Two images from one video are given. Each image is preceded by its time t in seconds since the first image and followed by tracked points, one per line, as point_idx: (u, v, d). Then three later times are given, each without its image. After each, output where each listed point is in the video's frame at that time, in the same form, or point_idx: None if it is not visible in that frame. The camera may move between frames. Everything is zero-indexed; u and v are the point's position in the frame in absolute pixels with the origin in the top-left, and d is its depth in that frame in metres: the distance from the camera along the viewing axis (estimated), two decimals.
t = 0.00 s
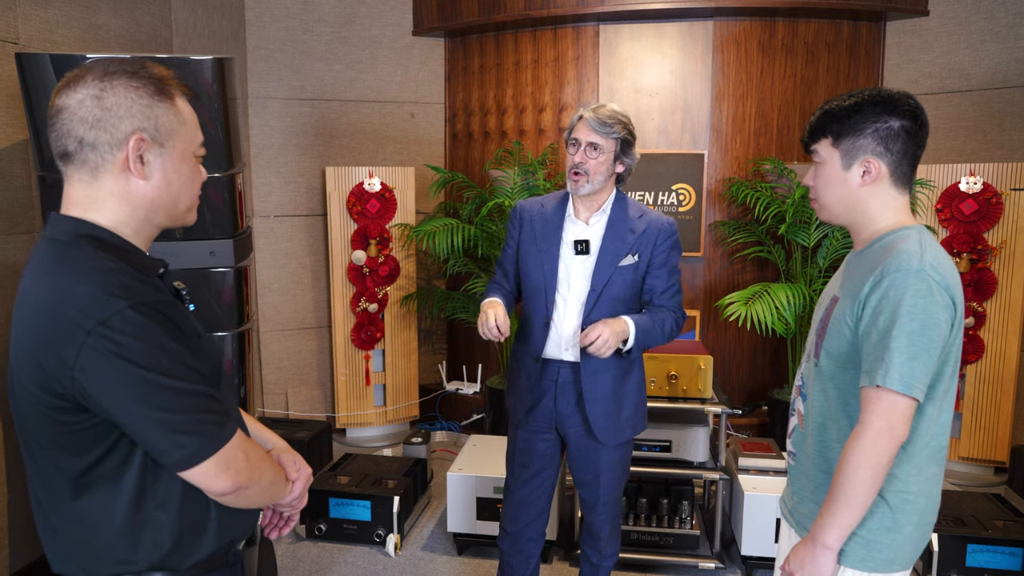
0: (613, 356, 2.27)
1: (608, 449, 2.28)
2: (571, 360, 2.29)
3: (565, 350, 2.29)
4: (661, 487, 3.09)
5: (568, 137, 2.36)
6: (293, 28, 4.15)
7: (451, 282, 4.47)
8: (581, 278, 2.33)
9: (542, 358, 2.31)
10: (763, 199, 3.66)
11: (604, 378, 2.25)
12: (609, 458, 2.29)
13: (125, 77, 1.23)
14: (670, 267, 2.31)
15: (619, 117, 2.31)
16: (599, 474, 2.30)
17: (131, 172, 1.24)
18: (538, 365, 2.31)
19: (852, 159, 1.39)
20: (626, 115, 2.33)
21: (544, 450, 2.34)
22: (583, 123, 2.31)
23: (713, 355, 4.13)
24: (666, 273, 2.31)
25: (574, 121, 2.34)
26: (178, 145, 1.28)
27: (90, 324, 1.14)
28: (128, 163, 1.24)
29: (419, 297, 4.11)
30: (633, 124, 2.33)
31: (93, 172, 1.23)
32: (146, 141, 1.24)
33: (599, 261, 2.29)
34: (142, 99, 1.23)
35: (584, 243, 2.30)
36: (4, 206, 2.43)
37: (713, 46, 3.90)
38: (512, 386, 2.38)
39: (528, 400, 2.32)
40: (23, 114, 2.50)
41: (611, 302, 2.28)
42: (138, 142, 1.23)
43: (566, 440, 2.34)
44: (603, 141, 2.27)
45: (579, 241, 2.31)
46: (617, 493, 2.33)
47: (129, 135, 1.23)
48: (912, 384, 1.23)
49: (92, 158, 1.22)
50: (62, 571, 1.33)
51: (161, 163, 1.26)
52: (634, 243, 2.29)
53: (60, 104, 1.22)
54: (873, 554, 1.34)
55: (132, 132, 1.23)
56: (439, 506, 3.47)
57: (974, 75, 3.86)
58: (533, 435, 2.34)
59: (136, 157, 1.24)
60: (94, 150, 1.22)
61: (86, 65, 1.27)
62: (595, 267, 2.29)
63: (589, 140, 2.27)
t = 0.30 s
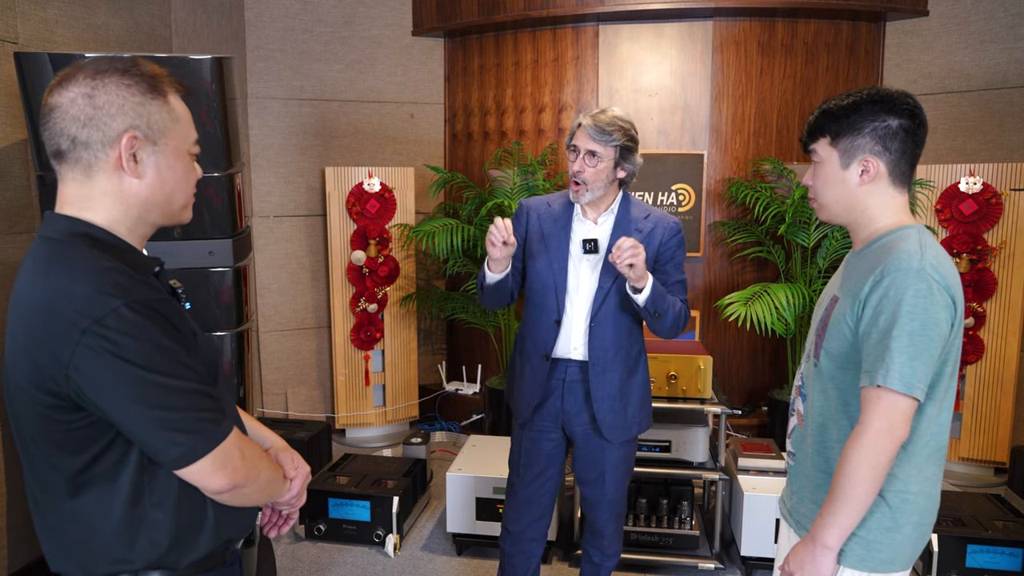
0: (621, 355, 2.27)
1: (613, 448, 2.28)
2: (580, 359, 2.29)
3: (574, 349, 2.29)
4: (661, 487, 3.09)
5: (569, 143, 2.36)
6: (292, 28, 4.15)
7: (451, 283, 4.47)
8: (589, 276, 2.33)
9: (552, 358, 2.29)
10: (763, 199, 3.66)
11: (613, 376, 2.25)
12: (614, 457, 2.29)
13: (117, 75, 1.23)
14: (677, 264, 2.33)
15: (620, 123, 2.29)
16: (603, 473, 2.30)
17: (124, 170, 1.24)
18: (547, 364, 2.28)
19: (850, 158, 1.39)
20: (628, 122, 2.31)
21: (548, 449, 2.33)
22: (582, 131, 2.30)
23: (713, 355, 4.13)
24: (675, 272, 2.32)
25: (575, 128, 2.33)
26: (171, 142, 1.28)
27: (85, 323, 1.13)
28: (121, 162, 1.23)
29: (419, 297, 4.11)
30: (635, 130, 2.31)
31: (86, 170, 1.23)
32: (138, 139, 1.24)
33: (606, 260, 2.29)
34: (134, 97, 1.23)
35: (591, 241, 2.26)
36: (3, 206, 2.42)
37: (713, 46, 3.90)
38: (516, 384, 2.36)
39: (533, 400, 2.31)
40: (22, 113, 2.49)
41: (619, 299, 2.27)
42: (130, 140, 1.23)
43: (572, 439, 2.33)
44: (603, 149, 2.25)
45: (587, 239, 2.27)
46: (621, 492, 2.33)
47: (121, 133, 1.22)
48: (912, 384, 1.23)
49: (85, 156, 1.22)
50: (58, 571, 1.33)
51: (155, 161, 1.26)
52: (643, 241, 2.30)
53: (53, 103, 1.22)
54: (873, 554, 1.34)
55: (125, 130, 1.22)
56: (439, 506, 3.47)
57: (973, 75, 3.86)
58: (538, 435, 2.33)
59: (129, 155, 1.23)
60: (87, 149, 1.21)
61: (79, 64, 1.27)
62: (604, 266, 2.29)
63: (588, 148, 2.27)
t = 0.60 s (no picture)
0: (625, 354, 2.27)
1: (616, 447, 2.28)
2: (582, 358, 2.29)
3: (577, 348, 2.29)
4: (661, 487, 3.09)
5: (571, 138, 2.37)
6: (293, 29, 4.15)
7: (451, 283, 4.47)
8: (592, 276, 2.33)
9: (555, 356, 2.30)
10: (764, 199, 3.66)
11: (617, 375, 2.25)
12: (617, 457, 2.29)
13: (116, 75, 1.23)
14: (681, 259, 2.31)
15: (623, 117, 2.30)
16: (605, 472, 2.30)
17: (124, 170, 1.24)
18: (551, 362, 2.29)
19: (851, 159, 1.39)
20: (631, 116, 2.32)
21: (552, 448, 2.33)
22: (584, 126, 2.32)
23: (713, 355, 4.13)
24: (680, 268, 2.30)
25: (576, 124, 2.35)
26: (170, 142, 1.28)
27: (86, 322, 1.13)
28: (121, 162, 1.23)
29: (419, 297, 4.11)
30: (638, 125, 2.32)
31: (86, 171, 1.23)
32: (138, 139, 1.24)
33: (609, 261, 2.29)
34: (133, 96, 1.23)
35: (595, 240, 2.30)
36: (4, 206, 2.42)
37: (713, 46, 3.90)
38: (521, 383, 2.37)
39: (535, 398, 2.31)
40: (23, 114, 2.49)
41: (621, 299, 2.27)
42: (130, 140, 1.23)
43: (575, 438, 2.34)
44: (604, 142, 2.27)
45: (591, 238, 2.30)
46: (623, 492, 2.33)
47: (121, 133, 1.22)
48: (914, 385, 1.23)
49: (85, 156, 1.22)
50: (58, 570, 1.33)
51: (155, 161, 1.26)
52: (645, 240, 2.29)
53: (53, 104, 1.22)
54: (874, 555, 1.34)
55: (125, 130, 1.23)
56: (439, 506, 3.47)
57: (974, 76, 3.86)
58: (541, 434, 2.33)
59: (129, 155, 1.23)
60: (87, 149, 1.22)
61: (77, 63, 1.27)
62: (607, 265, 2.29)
63: (590, 141, 2.28)
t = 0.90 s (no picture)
0: (625, 354, 2.27)
1: (616, 448, 2.28)
2: (582, 358, 2.29)
3: (575, 348, 2.29)
4: (662, 487, 3.09)
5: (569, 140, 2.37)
6: (293, 28, 4.15)
7: (451, 282, 4.47)
8: (591, 275, 2.33)
9: (554, 356, 2.30)
10: (764, 199, 3.66)
11: (615, 375, 2.26)
12: (617, 457, 2.29)
13: (117, 74, 1.23)
14: (680, 262, 2.30)
15: (617, 119, 2.30)
16: (605, 473, 2.30)
17: (126, 169, 1.24)
18: (550, 363, 2.30)
19: (851, 158, 1.39)
20: (626, 117, 2.32)
21: (551, 448, 2.33)
22: (580, 130, 2.32)
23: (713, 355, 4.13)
24: (676, 270, 2.30)
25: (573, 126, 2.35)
26: (172, 141, 1.28)
27: (89, 321, 1.13)
28: (123, 161, 1.23)
29: (419, 297, 4.11)
30: (634, 125, 2.31)
31: (87, 170, 1.23)
32: (139, 138, 1.24)
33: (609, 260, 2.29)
34: (135, 95, 1.23)
35: (593, 241, 2.30)
36: (4, 206, 2.43)
37: (713, 46, 3.90)
38: (521, 384, 2.37)
39: (536, 399, 2.32)
40: (24, 113, 2.50)
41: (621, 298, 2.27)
42: (132, 139, 1.23)
43: (575, 438, 2.34)
44: (600, 144, 2.27)
45: (590, 239, 2.30)
46: (623, 493, 2.33)
47: (122, 132, 1.22)
48: (913, 384, 1.23)
49: (86, 155, 1.22)
50: (58, 569, 1.33)
51: (156, 160, 1.26)
52: (643, 240, 2.30)
53: (54, 103, 1.22)
54: (874, 553, 1.34)
55: (126, 129, 1.23)
56: (440, 505, 3.47)
57: (974, 75, 3.86)
58: (540, 434, 2.33)
59: (131, 154, 1.23)
60: (88, 148, 1.22)
61: (79, 62, 1.27)
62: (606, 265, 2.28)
63: (586, 145, 2.28)
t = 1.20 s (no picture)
0: (624, 355, 2.27)
1: (614, 449, 2.28)
2: (581, 359, 2.29)
3: (574, 349, 2.29)
4: (661, 487, 3.09)
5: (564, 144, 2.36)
6: (292, 29, 4.15)
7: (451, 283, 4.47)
8: (589, 276, 2.33)
9: (553, 358, 2.30)
10: (764, 200, 3.66)
11: (613, 376, 2.26)
12: (616, 458, 2.29)
13: (118, 76, 1.23)
14: (680, 263, 2.30)
15: (612, 120, 2.30)
16: (604, 474, 2.30)
17: (126, 171, 1.24)
18: (549, 365, 2.29)
19: (850, 159, 1.39)
20: (621, 118, 2.32)
21: (550, 450, 2.33)
22: (574, 133, 2.31)
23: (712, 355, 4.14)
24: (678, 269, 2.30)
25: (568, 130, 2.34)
26: (172, 142, 1.28)
27: (89, 322, 1.14)
28: (123, 162, 1.24)
29: (419, 297, 4.11)
30: (629, 126, 2.32)
31: (88, 171, 1.23)
32: (140, 139, 1.24)
33: (609, 261, 2.29)
34: (136, 97, 1.23)
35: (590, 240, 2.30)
36: (3, 207, 2.43)
37: (713, 47, 3.90)
38: (519, 385, 2.38)
39: (534, 400, 2.32)
40: (23, 114, 2.50)
41: (621, 299, 2.27)
42: (132, 141, 1.23)
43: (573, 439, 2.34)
44: (596, 148, 2.27)
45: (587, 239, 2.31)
46: (622, 494, 2.33)
47: (123, 134, 1.23)
48: (912, 385, 1.23)
49: (86, 157, 1.22)
50: (58, 571, 1.33)
51: (156, 161, 1.26)
52: (642, 241, 2.30)
53: (54, 104, 1.22)
54: (872, 554, 1.34)
55: (127, 131, 1.23)
56: (439, 506, 3.47)
57: (973, 76, 3.86)
58: (539, 436, 2.33)
59: (131, 156, 1.24)
60: (89, 150, 1.22)
61: (80, 64, 1.27)
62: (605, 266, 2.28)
63: (582, 149, 2.29)
